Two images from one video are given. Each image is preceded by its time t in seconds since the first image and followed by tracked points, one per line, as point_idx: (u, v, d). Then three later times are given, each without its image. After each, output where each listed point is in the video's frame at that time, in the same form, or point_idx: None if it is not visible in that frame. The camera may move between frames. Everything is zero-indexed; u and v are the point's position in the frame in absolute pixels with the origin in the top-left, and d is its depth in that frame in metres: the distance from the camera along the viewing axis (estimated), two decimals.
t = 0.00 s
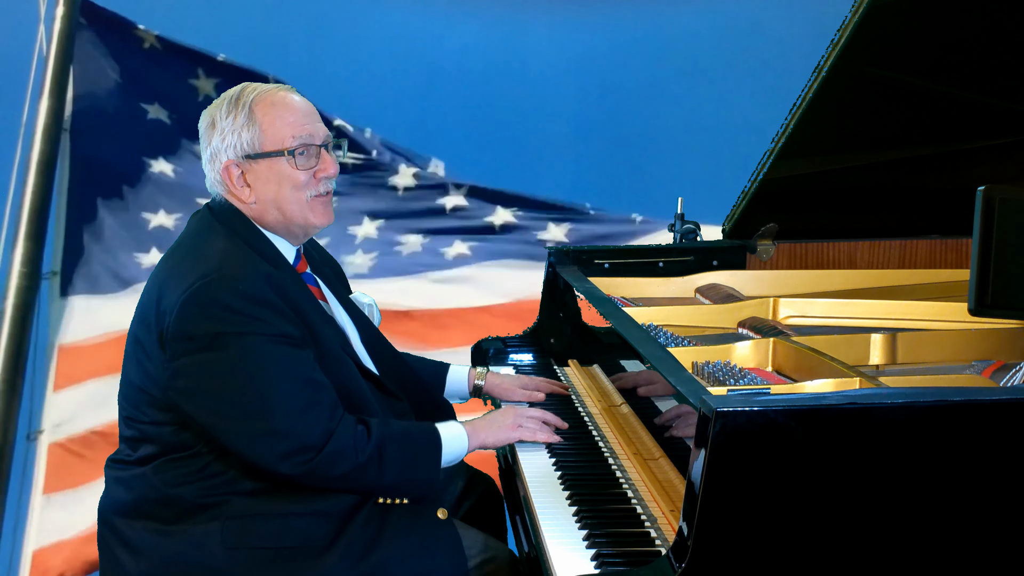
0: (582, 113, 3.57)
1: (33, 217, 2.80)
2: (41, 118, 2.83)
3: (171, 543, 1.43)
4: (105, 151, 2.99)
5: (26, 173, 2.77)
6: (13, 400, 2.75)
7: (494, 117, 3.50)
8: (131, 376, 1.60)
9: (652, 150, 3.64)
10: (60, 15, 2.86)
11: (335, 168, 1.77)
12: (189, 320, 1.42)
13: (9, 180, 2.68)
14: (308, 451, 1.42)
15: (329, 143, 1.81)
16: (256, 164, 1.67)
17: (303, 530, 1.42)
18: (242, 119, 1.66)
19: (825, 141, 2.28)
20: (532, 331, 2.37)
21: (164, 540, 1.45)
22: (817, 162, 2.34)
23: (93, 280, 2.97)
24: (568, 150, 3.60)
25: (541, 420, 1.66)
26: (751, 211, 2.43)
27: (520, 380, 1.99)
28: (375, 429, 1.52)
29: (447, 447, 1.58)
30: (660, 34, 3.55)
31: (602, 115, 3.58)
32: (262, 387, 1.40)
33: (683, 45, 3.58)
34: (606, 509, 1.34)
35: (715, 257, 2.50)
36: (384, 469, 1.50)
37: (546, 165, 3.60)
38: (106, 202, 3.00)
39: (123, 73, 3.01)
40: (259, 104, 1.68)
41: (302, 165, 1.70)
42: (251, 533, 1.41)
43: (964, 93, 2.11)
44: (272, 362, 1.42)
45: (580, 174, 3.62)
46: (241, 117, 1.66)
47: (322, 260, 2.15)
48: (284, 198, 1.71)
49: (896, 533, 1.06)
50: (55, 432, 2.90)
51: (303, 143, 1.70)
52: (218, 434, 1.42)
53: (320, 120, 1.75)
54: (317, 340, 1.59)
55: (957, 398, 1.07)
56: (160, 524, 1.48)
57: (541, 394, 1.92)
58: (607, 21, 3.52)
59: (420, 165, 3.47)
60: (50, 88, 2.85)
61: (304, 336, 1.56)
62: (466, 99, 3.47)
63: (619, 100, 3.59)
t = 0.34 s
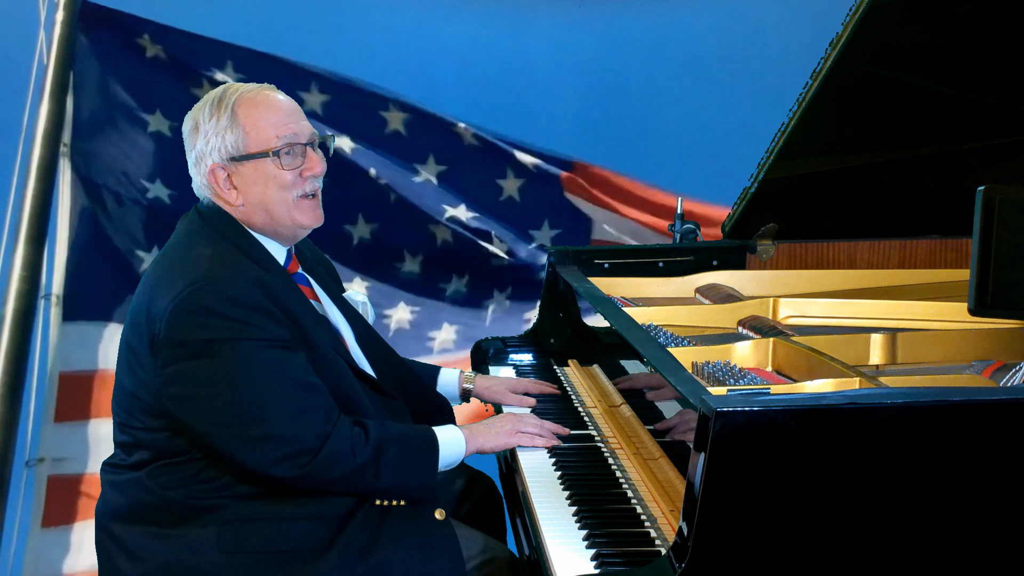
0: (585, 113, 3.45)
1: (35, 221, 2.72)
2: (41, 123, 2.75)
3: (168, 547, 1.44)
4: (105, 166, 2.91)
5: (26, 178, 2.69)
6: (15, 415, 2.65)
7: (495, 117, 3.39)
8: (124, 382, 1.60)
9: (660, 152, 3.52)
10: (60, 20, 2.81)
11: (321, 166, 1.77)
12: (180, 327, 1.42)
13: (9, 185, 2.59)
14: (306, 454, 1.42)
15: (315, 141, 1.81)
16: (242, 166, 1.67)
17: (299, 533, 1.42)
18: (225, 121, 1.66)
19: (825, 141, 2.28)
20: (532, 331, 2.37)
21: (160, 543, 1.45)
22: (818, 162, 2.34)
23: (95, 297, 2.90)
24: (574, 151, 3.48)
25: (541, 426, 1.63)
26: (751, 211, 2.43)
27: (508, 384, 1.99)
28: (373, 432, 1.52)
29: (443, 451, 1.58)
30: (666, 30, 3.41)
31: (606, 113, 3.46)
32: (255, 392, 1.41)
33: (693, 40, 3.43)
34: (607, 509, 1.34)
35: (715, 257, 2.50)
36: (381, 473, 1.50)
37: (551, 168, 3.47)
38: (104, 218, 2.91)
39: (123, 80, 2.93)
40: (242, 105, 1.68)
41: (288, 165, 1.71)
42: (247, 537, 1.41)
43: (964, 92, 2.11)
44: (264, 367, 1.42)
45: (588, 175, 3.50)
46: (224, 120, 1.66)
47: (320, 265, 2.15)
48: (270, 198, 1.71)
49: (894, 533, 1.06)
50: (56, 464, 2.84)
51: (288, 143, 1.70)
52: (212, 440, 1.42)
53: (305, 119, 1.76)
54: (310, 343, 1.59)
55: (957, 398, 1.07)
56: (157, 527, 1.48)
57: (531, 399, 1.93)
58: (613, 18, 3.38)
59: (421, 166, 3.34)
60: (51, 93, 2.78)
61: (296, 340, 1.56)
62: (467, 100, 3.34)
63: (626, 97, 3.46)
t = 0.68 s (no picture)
0: (582, 112, 3.41)
1: (31, 221, 2.70)
2: (37, 128, 2.72)
3: (166, 548, 1.43)
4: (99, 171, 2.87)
5: (21, 183, 2.68)
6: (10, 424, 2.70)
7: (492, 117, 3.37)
8: (120, 382, 1.59)
9: (659, 155, 3.44)
10: (56, 23, 2.76)
11: (315, 162, 1.77)
12: (176, 324, 1.42)
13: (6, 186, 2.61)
14: (302, 448, 1.43)
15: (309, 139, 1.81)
16: (235, 163, 1.67)
17: (297, 533, 1.42)
18: (218, 119, 1.66)
19: (825, 140, 2.28)
20: (532, 331, 2.37)
21: (159, 545, 1.45)
22: (817, 162, 2.34)
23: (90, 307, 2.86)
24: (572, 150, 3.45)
25: (544, 417, 1.63)
26: (751, 211, 2.43)
27: (487, 387, 2.00)
28: (371, 424, 1.52)
29: (444, 443, 1.58)
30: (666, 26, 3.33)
31: (604, 113, 3.41)
32: (253, 387, 1.41)
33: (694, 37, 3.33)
34: (607, 509, 1.33)
35: (715, 257, 2.50)
36: (380, 462, 1.50)
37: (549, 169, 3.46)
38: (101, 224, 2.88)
39: (122, 85, 2.90)
40: (234, 103, 1.68)
41: (282, 162, 1.71)
42: (246, 537, 1.41)
43: (964, 93, 2.11)
44: (262, 362, 1.42)
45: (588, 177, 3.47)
46: (218, 117, 1.66)
47: (319, 267, 2.15)
48: (265, 195, 1.71)
49: (893, 529, 1.06)
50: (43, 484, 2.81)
51: (282, 139, 1.70)
52: (209, 437, 1.41)
53: (298, 115, 1.76)
54: (306, 340, 1.59)
55: (957, 398, 1.07)
56: (155, 529, 1.48)
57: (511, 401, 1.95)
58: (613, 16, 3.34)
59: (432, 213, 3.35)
60: (47, 98, 2.74)
61: (293, 336, 1.56)
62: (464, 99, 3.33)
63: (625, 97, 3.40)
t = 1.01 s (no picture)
0: (579, 117, 3.50)
1: (31, 222, 2.73)
2: (36, 128, 2.76)
3: (167, 546, 1.44)
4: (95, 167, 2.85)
5: (20, 182, 2.71)
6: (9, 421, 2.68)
7: (492, 122, 3.43)
8: (124, 376, 1.59)
9: (657, 156, 3.58)
10: (54, 23, 2.79)
11: (325, 157, 1.79)
12: (181, 316, 1.42)
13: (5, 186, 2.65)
14: (302, 444, 1.42)
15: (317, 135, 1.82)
16: (248, 158, 1.67)
17: (298, 531, 1.43)
18: (232, 116, 1.66)
19: (825, 140, 2.28)
20: (533, 331, 2.37)
21: (159, 543, 1.45)
22: (817, 162, 2.35)
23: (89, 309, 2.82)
24: (572, 153, 3.52)
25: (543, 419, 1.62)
26: (751, 211, 2.43)
27: (484, 391, 2.00)
28: (371, 423, 1.52)
29: (443, 449, 1.58)
30: (661, 32, 3.47)
31: (602, 117, 3.52)
32: (256, 380, 1.41)
33: (687, 42, 3.49)
34: (607, 509, 1.34)
35: (715, 257, 2.49)
36: (378, 463, 1.50)
37: (549, 174, 3.53)
38: (100, 220, 2.85)
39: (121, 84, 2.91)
40: (247, 99, 1.68)
41: (294, 155, 1.72)
42: (246, 534, 1.41)
43: (963, 93, 2.11)
44: (265, 356, 1.42)
45: (590, 184, 3.57)
46: (230, 114, 1.66)
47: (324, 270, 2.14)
48: (278, 187, 1.71)
49: (894, 528, 1.06)
50: (38, 480, 2.76)
51: (294, 133, 1.71)
52: (211, 430, 1.41)
53: (307, 111, 1.76)
54: (309, 336, 1.59)
55: (957, 398, 1.07)
56: (156, 526, 1.48)
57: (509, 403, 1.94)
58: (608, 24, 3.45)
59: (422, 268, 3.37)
60: (47, 100, 2.77)
61: (296, 332, 1.56)
62: (460, 108, 3.38)
63: (621, 102, 3.52)
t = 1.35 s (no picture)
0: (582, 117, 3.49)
1: (31, 223, 2.75)
2: (36, 126, 2.76)
3: (168, 544, 1.43)
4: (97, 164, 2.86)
5: (20, 183, 2.73)
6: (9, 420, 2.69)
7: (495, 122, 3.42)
8: (127, 373, 1.59)
9: (659, 156, 3.57)
10: (55, 21, 2.79)
11: (331, 157, 1.79)
12: (184, 314, 1.42)
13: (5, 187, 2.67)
14: (303, 443, 1.42)
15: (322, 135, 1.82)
16: (254, 157, 1.67)
17: (299, 531, 1.42)
18: (239, 115, 1.66)
19: (825, 140, 2.28)
20: (533, 331, 2.37)
21: (160, 541, 1.45)
22: (817, 162, 2.35)
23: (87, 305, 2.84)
24: (574, 152, 3.52)
25: (544, 419, 1.63)
26: (751, 211, 2.44)
27: (517, 379, 1.99)
28: (371, 423, 1.52)
29: (444, 447, 1.58)
30: (663, 31, 3.47)
31: (604, 117, 3.51)
32: (258, 379, 1.41)
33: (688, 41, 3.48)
34: (607, 509, 1.34)
35: (715, 257, 2.49)
36: (379, 462, 1.49)
37: (552, 174, 3.52)
38: (101, 220, 2.86)
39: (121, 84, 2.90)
40: (254, 99, 1.68)
41: (300, 155, 1.72)
42: (246, 533, 1.41)
43: (963, 92, 2.11)
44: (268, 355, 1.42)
45: (593, 183, 3.56)
46: (238, 113, 1.66)
47: (326, 270, 2.15)
48: (284, 187, 1.71)
49: (896, 527, 1.06)
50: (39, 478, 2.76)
51: (299, 133, 1.71)
52: (213, 428, 1.41)
53: (313, 111, 1.77)
54: (312, 335, 1.59)
55: (958, 398, 1.07)
56: (157, 524, 1.48)
57: (538, 396, 1.92)
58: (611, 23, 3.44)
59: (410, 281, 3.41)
60: (47, 99, 2.78)
61: (298, 331, 1.56)
62: (462, 108, 3.37)
63: (623, 102, 3.51)
